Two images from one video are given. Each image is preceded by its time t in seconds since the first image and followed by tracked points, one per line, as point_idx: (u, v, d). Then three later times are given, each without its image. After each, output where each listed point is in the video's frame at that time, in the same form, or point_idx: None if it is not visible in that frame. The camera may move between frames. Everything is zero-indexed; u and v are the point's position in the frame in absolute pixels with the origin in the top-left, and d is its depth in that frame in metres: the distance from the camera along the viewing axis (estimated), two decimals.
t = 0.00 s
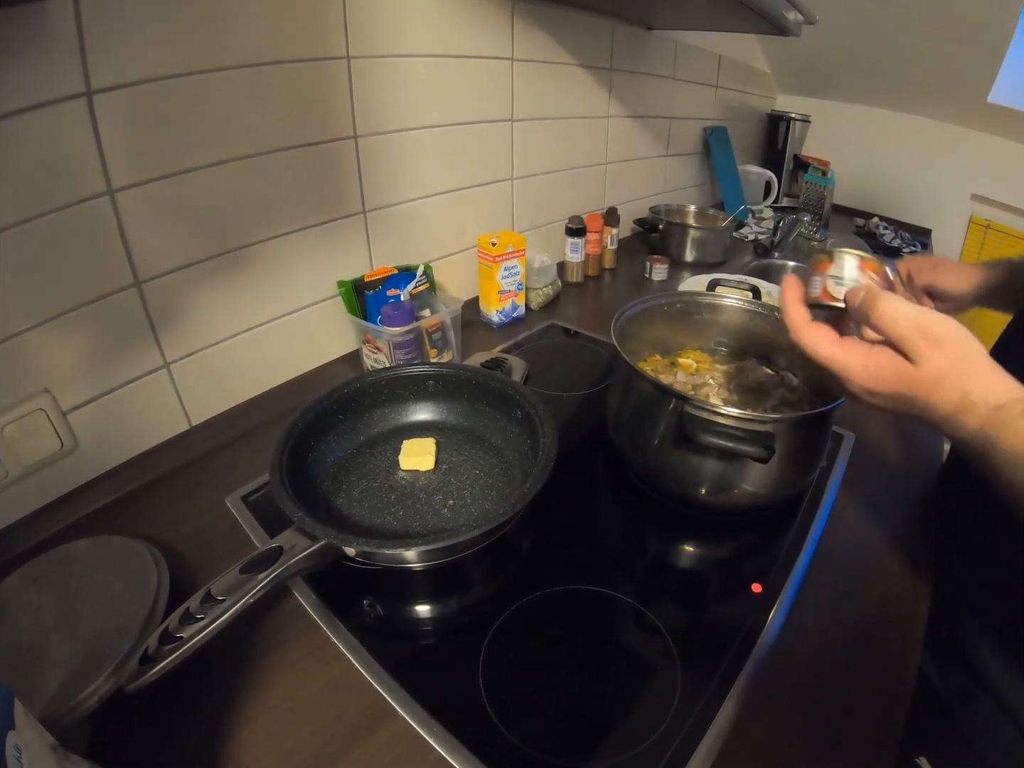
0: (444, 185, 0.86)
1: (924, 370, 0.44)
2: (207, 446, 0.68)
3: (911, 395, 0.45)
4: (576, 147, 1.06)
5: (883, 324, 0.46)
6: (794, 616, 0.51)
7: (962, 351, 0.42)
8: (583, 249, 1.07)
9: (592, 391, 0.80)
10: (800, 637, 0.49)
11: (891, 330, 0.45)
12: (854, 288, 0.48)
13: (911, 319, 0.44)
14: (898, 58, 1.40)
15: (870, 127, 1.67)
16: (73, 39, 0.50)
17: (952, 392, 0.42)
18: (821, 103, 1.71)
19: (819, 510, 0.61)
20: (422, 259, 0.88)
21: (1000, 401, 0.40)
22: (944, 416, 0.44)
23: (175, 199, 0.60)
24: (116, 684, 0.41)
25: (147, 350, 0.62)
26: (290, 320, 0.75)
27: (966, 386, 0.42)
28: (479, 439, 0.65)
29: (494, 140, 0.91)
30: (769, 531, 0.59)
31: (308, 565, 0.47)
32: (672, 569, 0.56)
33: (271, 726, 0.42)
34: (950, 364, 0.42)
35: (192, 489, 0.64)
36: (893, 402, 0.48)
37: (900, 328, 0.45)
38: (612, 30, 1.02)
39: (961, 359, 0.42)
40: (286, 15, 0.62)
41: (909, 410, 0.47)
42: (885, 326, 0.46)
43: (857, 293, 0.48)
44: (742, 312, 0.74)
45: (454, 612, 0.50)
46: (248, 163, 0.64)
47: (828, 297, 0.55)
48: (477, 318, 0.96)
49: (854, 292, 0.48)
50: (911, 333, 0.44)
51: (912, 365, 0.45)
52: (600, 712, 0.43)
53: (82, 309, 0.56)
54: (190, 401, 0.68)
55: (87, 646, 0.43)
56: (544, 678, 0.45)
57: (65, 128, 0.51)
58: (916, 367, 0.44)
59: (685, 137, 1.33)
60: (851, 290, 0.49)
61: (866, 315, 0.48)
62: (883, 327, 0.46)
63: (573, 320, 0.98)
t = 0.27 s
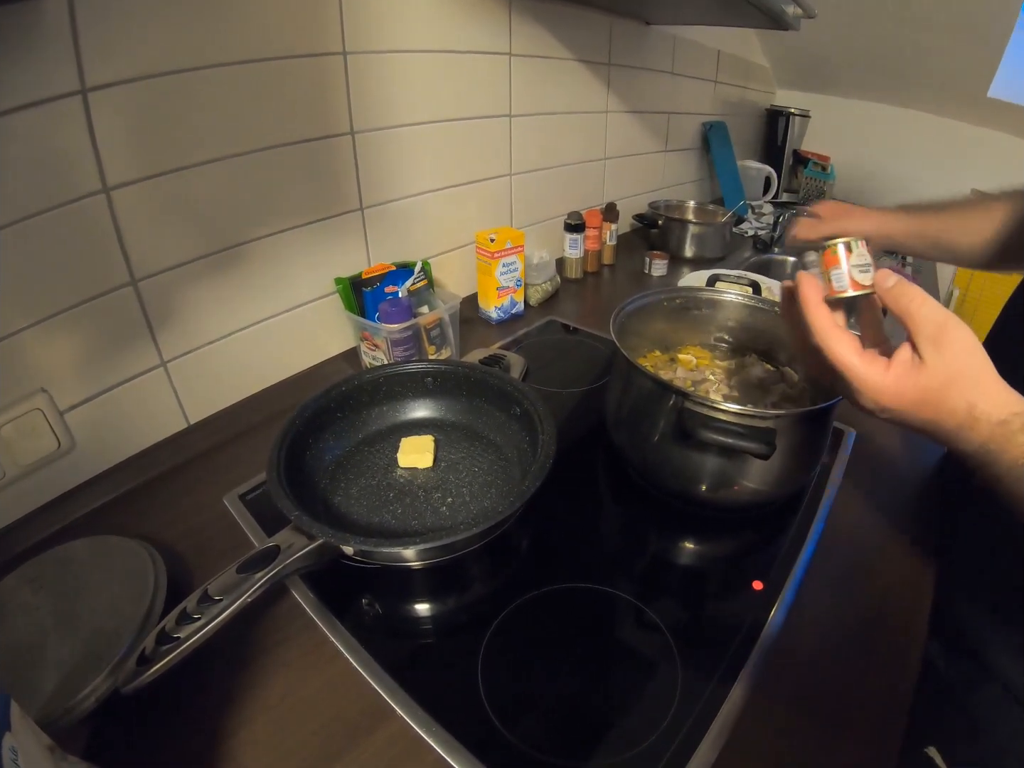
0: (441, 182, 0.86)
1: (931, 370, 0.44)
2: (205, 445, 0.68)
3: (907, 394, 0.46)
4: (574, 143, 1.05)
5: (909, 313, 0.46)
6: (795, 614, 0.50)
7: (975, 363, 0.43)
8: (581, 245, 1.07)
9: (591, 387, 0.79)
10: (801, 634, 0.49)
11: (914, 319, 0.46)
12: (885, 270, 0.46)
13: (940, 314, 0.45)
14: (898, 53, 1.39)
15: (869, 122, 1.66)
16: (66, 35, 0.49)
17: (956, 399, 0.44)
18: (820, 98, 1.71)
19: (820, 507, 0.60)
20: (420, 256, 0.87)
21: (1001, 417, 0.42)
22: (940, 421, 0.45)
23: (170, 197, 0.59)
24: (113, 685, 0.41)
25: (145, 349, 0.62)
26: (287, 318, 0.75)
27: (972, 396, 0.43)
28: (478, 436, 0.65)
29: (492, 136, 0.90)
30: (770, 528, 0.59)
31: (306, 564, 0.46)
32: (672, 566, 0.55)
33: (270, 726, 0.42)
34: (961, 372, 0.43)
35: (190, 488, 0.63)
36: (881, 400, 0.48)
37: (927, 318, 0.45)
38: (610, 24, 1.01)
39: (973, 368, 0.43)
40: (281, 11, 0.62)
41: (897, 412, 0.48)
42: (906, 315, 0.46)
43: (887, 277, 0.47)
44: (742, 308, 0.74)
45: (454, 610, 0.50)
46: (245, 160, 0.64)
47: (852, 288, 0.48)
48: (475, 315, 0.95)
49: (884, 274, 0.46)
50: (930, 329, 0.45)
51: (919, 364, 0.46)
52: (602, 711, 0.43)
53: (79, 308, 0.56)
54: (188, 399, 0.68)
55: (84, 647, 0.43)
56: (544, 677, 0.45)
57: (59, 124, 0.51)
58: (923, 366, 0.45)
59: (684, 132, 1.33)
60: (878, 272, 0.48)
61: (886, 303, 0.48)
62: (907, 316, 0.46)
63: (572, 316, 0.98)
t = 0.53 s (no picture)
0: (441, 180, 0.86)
1: (954, 373, 0.44)
2: (205, 444, 0.68)
3: (931, 400, 0.45)
4: (574, 142, 1.05)
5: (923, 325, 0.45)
6: (795, 613, 0.50)
7: (991, 362, 0.43)
8: (582, 244, 1.07)
9: (591, 386, 0.79)
10: (802, 633, 0.49)
11: (925, 330, 0.45)
12: (895, 283, 0.46)
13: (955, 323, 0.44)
14: (899, 51, 1.39)
15: (870, 120, 1.66)
16: (64, 34, 0.49)
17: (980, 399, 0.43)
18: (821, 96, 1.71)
19: (821, 506, 0.60)
20: (420, 255, 0.87)
21: None
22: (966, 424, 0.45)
23: (170, 197, 0.59)
24: (113, 686, 0.41)
25: (145, 348, 0.62)
26: (287, 317, 0.75)
27: (996, 394, 0.43)
28: (478, 435, 0.65)
29: (492, 134, 0.90)
30: (771, 527, 0.59)
31: (306, 564, 0.46)
32: (673, 565, 0.55)
33: (269, 727, 0.42)
34: (982, 372, 0.43)
35: (190, 488, 0.63)
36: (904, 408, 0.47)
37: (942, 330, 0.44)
38: (610, 22, 1.01)
39: (992, 368, 0.43)
40: (280, 9, 0.62)
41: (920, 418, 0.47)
42: (917, 326, 0.45)
43: (897, 292, 0.46)
44: (743, 307, 0.73)
45: (454, 610, 0.50)
46: (244, 160, 0.64)
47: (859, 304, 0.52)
48: (475, 314, 0.95)
49: (895, 289, 0.46)
50: (943, 336, 0.44)
51: (937, 368, 0.45)
52: (602, 711, 0.43)
53: (78, 307, 0.56)
54: (187, 399, 0.68)
55: (84, 647, 0.43)
56: (544, 677, 0.45)
57: (58, 123, 0.50)
58: (943, 369, 0.44)
59: (684, 131, 1.33)
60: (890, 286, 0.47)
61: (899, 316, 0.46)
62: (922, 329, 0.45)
63: (572, 315, 0.97)
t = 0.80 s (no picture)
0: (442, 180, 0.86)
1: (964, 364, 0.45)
2: (205, 444, 0.68)
3: (946, 393, 0.46)
4: (574, 141, 1.05)
5: (921, 327, 0.46)
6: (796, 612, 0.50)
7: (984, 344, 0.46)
8: (582, 243, 1.07)
9: (591, 386, 0.79)
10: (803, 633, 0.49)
11: (926, 333, 0.46)
12: (887, 295, 0.45)
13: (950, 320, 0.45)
14: (899, 50, 1.39)
15: (870, 120, 1.66)
16: (64, 33, 0.49)
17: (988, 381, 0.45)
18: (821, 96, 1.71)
19: (822, 505, 0.60)
20: (420, 255, 0.87)
21: None
22: (979, 409, 0.47)
23: (171, 197, 0.59)
24: (114, 686, 0.41)
25: (145, 348, 0.62)
26: (287, 317, 0.75)
27: (1002, 373, 0.45)
28: (479, 435, 0.65)
29: (492, 134, 0.90)
30: (771, 526, 0.59)
31: (307, 563, 0.46)
32: (673, 565, 0.55)
33: (270, 727, 0.42)
34: (982, 356, 0.46)
35: (191, 488, 0.63)
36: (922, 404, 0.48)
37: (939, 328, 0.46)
38: (610, 22, 1.01)
39: (988, 351, 0.46)
40: (280, 9, 0.62)
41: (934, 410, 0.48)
42: (918, 330, 0.46)
43: (887, 303, 0.46)
44: (743, 306, 0.73)
45: (454, 610, 0.50)
46: (245, 159, 0.64)
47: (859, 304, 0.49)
48: (475, 314, 0.95)
49: (889, 300, 0.45)
50: (945, 334, 0.46)
51: (943, 361, 0.46)
52: (602, 710, 0.43)
53: (78, 307, 0.56)
54: (188, 399, 0.68)
55: (85, 647, 0.43)
56: (545, 676, 0.45)
57: (58, 123, 0.50)
58: (951, 361, 0.46)
59: (684, 130, 1.33)
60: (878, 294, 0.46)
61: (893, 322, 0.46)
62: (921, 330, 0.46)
63: (572, 315, 0.97)
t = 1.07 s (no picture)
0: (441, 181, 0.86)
1: (903, 349, 0.44)
2: (206, 445, 0.68)
3: (891, 377, 0.46)
4: (574, 142, 1.05)
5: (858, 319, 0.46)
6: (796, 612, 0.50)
7: (934, 327, 0.44)
8: (581, 244, 1.07)
9: (591, 386, 0.79)
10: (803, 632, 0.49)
11: (863, 323, 0.46)
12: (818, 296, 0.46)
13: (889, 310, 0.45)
14: (898, 50, 1.40)
15: (869, 120, 1.66)
16: (65, 36, 0.49)
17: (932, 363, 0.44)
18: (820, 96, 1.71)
19: (822, 505, 0.60)
20: (419, 255, 0.87)
21: (981, 363, 0.42)
22: (929, 393, 0.45)
23: (171, 198, 0.60)
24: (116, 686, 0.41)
25: (145, 349, 0.62)
26: (288, 318, 0.75)
27: (946, 356, 0.43)
28: (479, 436, 0.65)
29: (491, 135, 0.90)
30: (771, 526, 0.59)
31: (308, 564, 0.47)
32: (673, 565, 0.55)
33: (271, 727, 0.42)
34: (926, 340, 0.44)
35: (191, 489, 0.63)
36: (874, 385, 0.48)
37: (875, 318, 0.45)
38: (609, 22, 1.01)
39: (936, 334, 0.44)
40: (280, 11, 0.62)
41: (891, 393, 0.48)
42: (856, 320, 0.46)
43: (824, 301, 0.46)
44: (742, 306, 0.73)
45: (455, 610, 0.50)
46: (244, 161, 0.64)
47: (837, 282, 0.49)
48: (475, 315, 0.95)
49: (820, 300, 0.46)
50: (883, 321, 0.45)
51: (887, 347, 0.46)
52: (602, 709, 0.43)
53: (78, 308, 0.56)
54: (188, 400, 0.68)
55: (86, 647, 0.43)
56: (545, 676, 0.45)
57: (59, 125, 0.51)
58: (893, 347, 0.45)
59: (684, 131, 1.33)
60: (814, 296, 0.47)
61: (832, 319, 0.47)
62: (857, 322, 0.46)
63: (572, 315, 0.98)
